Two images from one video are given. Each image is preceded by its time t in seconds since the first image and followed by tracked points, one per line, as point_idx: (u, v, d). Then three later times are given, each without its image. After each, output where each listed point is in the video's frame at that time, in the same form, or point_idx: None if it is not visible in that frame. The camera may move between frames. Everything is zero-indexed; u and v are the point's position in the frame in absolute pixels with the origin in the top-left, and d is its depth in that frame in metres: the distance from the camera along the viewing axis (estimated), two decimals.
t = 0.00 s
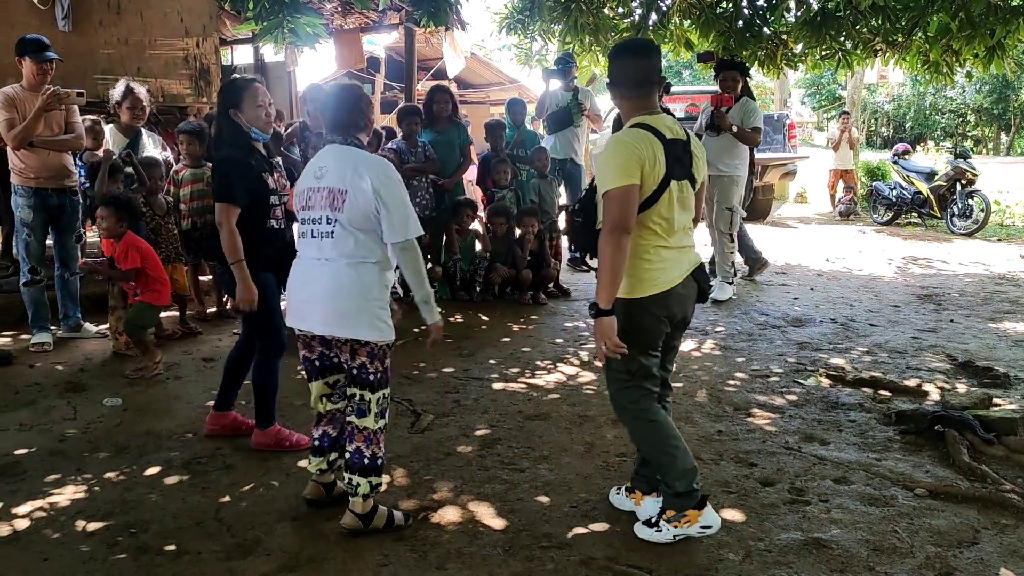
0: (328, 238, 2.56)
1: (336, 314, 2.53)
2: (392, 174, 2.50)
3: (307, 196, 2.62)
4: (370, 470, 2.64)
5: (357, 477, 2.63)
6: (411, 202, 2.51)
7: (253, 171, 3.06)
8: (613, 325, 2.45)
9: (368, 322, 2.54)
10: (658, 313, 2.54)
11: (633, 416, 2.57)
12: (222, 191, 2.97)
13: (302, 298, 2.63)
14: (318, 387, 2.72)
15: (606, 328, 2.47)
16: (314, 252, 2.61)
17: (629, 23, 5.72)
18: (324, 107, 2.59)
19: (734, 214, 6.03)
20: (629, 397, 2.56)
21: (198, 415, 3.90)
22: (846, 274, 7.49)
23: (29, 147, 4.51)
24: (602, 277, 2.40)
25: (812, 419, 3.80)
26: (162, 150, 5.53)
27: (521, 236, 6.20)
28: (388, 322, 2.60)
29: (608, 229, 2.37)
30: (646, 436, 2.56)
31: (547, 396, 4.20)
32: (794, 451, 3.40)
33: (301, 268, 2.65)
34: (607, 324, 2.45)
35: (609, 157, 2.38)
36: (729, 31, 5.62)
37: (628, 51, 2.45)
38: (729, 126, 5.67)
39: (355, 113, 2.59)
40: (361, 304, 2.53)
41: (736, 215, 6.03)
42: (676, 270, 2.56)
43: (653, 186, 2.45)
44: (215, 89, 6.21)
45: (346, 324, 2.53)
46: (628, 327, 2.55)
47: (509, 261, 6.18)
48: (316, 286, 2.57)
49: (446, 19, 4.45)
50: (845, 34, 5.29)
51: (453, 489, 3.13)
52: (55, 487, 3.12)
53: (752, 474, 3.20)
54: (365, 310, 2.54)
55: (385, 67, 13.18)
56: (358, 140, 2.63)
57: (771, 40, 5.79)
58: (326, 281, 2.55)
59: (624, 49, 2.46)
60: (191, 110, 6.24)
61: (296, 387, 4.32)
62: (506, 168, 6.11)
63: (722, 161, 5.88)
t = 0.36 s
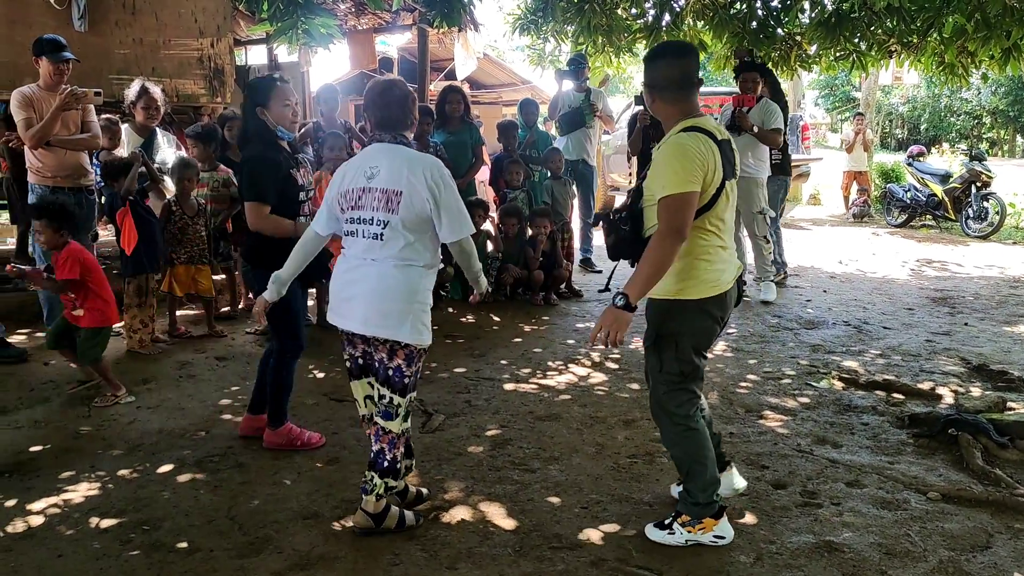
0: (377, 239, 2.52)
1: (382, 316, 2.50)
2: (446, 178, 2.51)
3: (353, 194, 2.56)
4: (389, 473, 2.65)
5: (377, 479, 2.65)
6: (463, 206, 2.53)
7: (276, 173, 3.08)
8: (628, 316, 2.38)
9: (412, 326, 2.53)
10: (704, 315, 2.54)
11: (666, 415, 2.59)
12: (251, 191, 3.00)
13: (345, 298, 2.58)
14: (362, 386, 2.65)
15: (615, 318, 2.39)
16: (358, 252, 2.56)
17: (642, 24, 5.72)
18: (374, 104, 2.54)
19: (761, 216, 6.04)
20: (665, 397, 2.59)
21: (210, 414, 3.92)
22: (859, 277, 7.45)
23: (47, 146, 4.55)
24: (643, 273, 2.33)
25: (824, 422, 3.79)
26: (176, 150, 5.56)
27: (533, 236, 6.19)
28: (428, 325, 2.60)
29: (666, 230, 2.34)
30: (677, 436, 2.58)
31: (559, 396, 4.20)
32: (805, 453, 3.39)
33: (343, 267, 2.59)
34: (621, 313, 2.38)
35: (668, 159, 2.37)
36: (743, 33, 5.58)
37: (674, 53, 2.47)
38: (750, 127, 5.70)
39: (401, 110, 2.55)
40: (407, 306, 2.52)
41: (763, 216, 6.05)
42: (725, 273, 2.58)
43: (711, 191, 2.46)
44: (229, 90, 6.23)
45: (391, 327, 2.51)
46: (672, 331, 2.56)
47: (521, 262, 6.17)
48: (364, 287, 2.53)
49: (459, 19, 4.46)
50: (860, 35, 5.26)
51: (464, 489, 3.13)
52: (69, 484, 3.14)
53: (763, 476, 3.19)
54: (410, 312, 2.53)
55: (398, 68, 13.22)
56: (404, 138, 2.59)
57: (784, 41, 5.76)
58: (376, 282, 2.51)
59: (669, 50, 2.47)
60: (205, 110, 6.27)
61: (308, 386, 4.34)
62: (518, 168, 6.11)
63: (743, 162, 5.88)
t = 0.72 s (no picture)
0: (417, 238, 2.52)
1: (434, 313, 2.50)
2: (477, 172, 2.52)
3: (387, 197, 2.55)
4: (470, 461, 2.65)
5: (461, 470, 2.66)
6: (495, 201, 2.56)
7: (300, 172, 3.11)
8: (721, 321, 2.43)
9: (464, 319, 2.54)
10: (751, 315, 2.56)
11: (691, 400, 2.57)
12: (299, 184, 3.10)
13: (385, 300, 2.57)
14: (391, 386, 2.68)
15: (705, 325, 2.44)
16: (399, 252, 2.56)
17: (649, 25, 5.72)
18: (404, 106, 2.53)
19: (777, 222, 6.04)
20: (693, 384, 2.56)
21: (218, 414, 3.93)
22: (867, 279, 7.44)
23: (57, 146, 4.58)
24: (719, 276, 2.41)
25: (831, 424, 3.78)
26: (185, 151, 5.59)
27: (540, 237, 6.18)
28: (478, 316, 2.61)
29: (730, 230, 2.41)
30: (699, 427, 2.56)
31: (565, 397, 4.21)
32: (811, 456, 3.38)
33: (385, 269, 2.58)
34: (712, 318, 2.42)
35: (725, 158, 2.41)
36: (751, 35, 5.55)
37: (719, 54, 2.48)
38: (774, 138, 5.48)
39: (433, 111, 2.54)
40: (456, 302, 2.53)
41: (779, 225, 6.06)
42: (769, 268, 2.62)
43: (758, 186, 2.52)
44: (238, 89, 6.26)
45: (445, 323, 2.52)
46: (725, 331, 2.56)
47: (528, 263, 6.16)
48: (408, 288, 2.53)
49: (467, 21, 4.47)
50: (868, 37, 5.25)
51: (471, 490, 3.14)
52: (77, 483, 3.16)
53: (770, 478, 3.18)
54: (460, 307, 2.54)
55: (406, 69, 13.27)
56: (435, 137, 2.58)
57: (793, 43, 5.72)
58: (420, 282, 2.52)
59: (713, 50, 2.48)
60: (214, 111, 6.29)
61: (315, 386, 4.36)
62: (524, 171, 6.11)
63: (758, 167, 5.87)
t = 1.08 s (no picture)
0: (453, 246, 2.42)
1: (471, 325, 2.39)
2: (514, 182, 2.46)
3: (421, 202, 2.45)
4: (488, 484, 2.56)
5: (477, 492, 2.56)
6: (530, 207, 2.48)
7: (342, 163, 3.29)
8: (756, 317, 2.54)
9: (499, 333, 2.43)
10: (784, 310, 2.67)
11: (746, 400, 2.74)
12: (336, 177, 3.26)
13: (421, 312, 2.45)
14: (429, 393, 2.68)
15: (744, 320, 2.55)
16: (432, 261, 2.45)
17: (654, 27, 5.72)
18: (432, 111, 2.45)
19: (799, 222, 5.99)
20: (742, 386, 2.73)
21: (222, 414, 3.94)
22: (870, 280, 7.43)
23: (63, 147, 4.59)
24: (754, 270, 2.51)
25: (835, 425, 3.78)
26: (190, 151, 5.61)
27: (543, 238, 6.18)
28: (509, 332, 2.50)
29: (766, 224, 2.50)
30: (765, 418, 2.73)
31: (569, 398, 4.21)
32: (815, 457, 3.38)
33: (418, 279, 2.47)
34: (747, 314, 2.54)
35: (763, 153, 2.50)
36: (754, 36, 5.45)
37: (755, 52, 2.58)
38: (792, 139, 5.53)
39: (462, 118, 2.45)
40: (492, 314, 2.42)
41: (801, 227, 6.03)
42: (799, 266, 2.72)
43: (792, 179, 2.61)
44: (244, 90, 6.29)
45: (481, 336, 2.40)
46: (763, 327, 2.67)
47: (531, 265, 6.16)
48: (446, 297, 2.41)
49: (471, 22, 4.48)
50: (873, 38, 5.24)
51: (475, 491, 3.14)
52: (82, 483, 3.17)
53: (773, 479, 3.19)
54: (495, 320, 2.43)
55: (410, 70, 13.30)
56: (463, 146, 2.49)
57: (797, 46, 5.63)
58: (457, 291, 2.40)
59: (752, 48, 2.59)
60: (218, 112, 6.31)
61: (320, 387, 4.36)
62: (528, 171, 6.00)
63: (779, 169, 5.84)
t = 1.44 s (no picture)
0: (461, 253, 2.41)
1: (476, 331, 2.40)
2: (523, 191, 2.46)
3: (431, 207, 2.44)
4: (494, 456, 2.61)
5: (488, 466, 2.61)
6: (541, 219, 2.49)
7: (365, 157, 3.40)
8: (763, 307, 2.54)
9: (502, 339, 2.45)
10: (844, 316, 2.67)
11: (814, 407, 2.73)
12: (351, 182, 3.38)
13: (424, 316, 2.43)
14: (428, 404, 2.55)
15: (750, 308, 2.55)
16: (439, 266, 2.44)
17: (656, 26, 5.72)
18: (445, 114, 2.46)
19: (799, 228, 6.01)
20: (813, 390, 2.71)
21: (225, 414, 3.95)
22: (874, 280, 7.42)
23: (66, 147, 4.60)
24: (787, 270, 2.53)
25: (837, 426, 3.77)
26: (193, 151, 5.62)
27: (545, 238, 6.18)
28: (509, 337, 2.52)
29: (818, 235, 2.51)
30: (828, 430, 2.74)
31: (572, 398, 4.21)
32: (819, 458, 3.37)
33: (422, 282, 2.45)
34: (756, 304, 2.53)
35: (817, 165, 2.53)
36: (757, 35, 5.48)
37: (795, 62, 2.63)
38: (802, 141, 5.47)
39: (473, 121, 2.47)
40: (496, 320, 2.44)
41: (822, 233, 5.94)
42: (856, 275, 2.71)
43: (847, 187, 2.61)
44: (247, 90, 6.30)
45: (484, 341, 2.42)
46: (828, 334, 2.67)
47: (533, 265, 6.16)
48: (451, 303, 2.40)
49: (473, 23, 4.48)
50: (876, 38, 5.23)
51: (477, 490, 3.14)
52: (85, 483, 3.17)
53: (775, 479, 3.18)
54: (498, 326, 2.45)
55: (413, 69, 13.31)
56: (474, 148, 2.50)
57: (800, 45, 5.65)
58: (463, 297, 2.40)
59: (794, 61, 2.63)
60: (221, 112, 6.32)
61: (322, 387, 4.37)
62: (532, 171, 5.96)
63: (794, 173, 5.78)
